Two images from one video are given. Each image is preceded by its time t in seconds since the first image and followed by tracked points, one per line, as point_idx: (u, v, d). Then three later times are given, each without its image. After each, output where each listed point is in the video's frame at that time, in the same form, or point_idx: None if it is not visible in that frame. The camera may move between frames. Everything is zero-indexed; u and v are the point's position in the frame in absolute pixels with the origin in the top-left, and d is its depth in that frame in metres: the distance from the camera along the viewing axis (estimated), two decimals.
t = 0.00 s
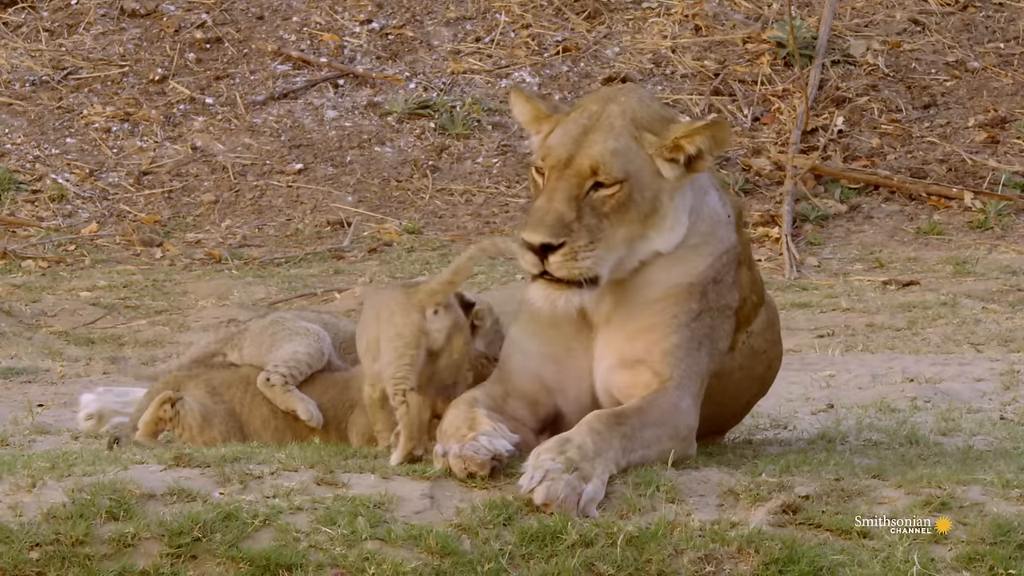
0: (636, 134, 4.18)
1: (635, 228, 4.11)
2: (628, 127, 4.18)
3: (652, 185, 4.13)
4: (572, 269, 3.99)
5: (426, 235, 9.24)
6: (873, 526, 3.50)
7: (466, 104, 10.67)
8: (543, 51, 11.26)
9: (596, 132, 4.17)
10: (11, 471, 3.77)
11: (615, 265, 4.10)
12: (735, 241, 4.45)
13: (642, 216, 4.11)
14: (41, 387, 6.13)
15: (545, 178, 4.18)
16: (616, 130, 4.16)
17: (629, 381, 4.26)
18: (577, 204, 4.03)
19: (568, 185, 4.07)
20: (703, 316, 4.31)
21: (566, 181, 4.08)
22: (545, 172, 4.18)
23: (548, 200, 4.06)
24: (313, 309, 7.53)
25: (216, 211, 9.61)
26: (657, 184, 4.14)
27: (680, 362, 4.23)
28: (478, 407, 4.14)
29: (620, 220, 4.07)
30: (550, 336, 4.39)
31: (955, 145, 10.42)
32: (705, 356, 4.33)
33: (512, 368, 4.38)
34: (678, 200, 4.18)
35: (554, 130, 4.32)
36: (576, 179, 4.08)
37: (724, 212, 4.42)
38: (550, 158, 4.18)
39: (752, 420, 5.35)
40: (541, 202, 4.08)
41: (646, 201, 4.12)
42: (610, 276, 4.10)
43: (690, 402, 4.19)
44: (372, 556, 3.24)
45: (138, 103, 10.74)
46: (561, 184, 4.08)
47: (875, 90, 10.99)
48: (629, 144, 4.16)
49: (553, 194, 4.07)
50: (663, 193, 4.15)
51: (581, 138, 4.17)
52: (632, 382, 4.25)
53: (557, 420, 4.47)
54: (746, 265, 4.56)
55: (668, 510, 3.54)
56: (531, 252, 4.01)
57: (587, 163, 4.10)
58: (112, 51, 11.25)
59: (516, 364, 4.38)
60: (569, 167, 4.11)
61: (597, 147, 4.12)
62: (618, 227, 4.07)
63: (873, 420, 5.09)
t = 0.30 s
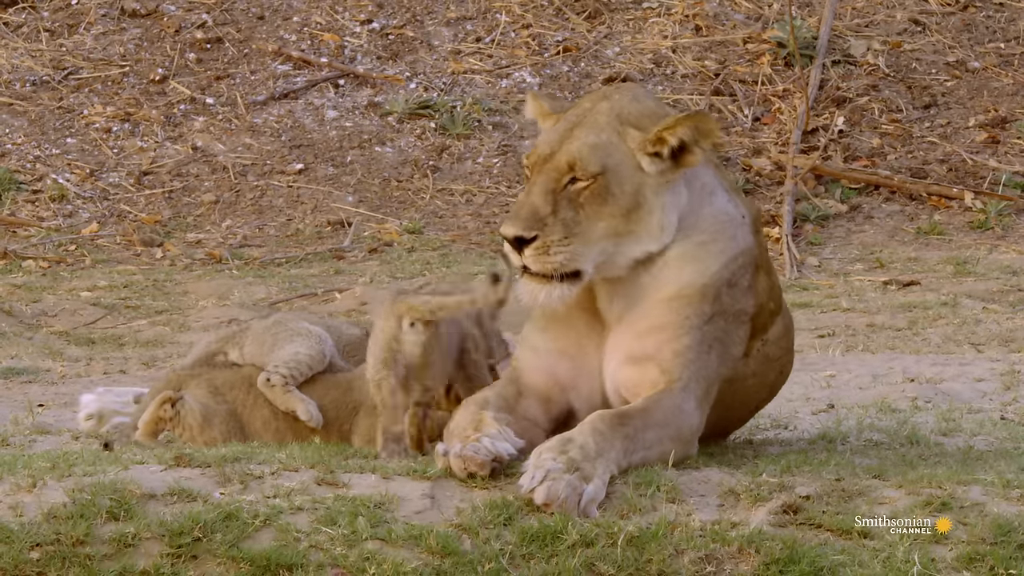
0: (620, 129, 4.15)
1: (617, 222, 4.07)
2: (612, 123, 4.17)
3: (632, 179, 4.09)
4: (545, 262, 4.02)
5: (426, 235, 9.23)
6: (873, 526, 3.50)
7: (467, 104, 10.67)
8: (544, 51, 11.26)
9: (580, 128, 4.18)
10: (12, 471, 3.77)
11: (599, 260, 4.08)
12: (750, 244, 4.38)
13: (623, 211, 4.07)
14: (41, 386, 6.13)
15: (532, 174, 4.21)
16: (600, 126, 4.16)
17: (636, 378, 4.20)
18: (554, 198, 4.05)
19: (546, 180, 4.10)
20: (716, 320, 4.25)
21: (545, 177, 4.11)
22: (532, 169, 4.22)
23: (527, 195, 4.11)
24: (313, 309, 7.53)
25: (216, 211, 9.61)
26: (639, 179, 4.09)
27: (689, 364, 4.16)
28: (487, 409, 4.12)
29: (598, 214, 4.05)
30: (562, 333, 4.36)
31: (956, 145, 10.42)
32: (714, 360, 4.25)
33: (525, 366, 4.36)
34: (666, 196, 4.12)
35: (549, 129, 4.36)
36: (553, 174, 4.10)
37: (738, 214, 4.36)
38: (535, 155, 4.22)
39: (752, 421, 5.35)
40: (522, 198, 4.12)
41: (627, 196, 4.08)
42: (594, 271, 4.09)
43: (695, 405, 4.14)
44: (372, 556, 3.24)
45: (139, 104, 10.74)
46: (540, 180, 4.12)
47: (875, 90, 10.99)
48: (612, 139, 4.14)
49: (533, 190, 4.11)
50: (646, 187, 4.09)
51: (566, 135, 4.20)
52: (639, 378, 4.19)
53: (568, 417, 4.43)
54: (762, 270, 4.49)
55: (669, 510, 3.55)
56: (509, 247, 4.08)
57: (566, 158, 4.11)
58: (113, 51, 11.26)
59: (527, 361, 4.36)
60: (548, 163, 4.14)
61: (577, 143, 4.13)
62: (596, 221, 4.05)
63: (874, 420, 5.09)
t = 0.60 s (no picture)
0: (631, 128, 4.11)
1: (624, 222, 4.04)
2: (624, 121, 4.13)
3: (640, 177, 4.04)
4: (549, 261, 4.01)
5: (427, 235, 9.23)
6: (874, 526, 3.50)
7: (467, 104, 10.66)
8: (545, 50, 11.27)
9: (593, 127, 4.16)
10: (13, 470, 3.77)
11: (606, 259, 4.04)
12: (773, 251, 4.31)
13: (629, 209, 4.03)
14: (42, 386, 6.13)
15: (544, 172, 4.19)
16: (610, 125, 4.13)
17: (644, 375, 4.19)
18: (559, 195, 4.04)
19: (553, 177, 4.08)
20: (731, 329, 4.20)
21: (553, 174, 4.10)
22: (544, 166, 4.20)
23: (536, 191, 4.09)
24: (314, 310, 7.54)
25: (217, 211, 9.61)
26: (647, 178, 4.05)
27: (698, 370, 4.14)
28: (500, 412, 4.14)
29: (604, 212, 4.02)
30: (581, 329, 4.35)
31: (956, 144, 10.42)
32: (725, 366, 4.23)
33: (540, 362, 4.37)
34: (676, 196, 4.07)
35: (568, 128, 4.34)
36: (560, 171, 4.09)
37: (761, 219, 4.30)
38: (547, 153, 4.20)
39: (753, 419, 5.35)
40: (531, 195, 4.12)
41: (634, 195, 4.03)
42: (600, 269, 4.05)
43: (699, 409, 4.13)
44: (373, 555, 3.24)
45: (140, 103, 10.74)
46: (548, 177, 4.11)
47: (876, 90, 10.99)
48: (621, 137, 4.10)
49: (541, 186, 4.09)
50: (654, 186, 4.04)
51: (577, 134, 4.18)
52: (649, 375, 4.18)
53: (583, 412, 4.44)
54: (785, 280, 4.42)
55: (670, 510, 3.55)
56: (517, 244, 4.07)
57: (574, 155, 4.09)
58: (114, 51, 11.27)
59: (542, 356, 4.37)
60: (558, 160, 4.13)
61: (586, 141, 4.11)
62: (602, 219, 4.02)
63: (875, 419, 5.08)
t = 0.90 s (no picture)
0: (675, 131, 4.06)
1: (660, 225, 4.02)
2: (669, 125, 4.09)
3: (679, 183, 4.01)
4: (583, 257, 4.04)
5: (427, 235, 9.22)
6: (874, 526, 3.50)
7: (467, 104, 10.65)
8: (544, 50, 11.27)
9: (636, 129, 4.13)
10: (13, 470, 3.77)
11: (638, 260, 4.05)
12: (808, 272, 4.28)
13: (665, 213, 4.01)
14: (42, 386, 6.12)
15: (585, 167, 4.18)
16: (653, 128, 4.10)
17: (660, 374, 4.19)
18: (597, 193, 4.04)
19: (592, 176, 4.07)
20: (753, 345, 4.19)
21: (593, 173, 4.08)
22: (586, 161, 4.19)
23: (575, 185, 4.09)
24: (315, 310, 7.53)
25: (217, 211, 9.61)
26: (685, 185, 4.01)
27: (713, 379, 4.15)
28: (518, 419, 4.18)
29: (639, 214, 4.01)
30: (606, 328, 4.33)
31: (956, 144, 10.42)
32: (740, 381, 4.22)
33: (563, 358, 4.38)
34: (712, 205, 4.03)
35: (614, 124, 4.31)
36: (601, 170, 4.07)
37: (798, 238, 4.25)
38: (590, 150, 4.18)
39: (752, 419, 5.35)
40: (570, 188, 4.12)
41: (670, 200, 4.01)
42: (631, 270, 4.06)
43: (706, 415, 4.14)
44: (373, 555, 3.25)
45: (140, 103, 10.74)
46: (588, 174, 4.10)
47: (876, 90, 10.99)
48: (663, 141, 4.06)
49: (580, 182, 4.09)
50: (692, 194, 4.01)
51: (622, 133, 4.15)
52: (666, 375, 4.18)
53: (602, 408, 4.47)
54: (814, 304, 4.41)
55: (670, 509, 3.55)
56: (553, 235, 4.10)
57: (616, 153, 4.08)
58: (113, 50, 11.27)
59: (563, 354, 4.38)
60: (599, 158, 4.11)
61: (629, 141, 4.09)
62: (637, 221, 4.02)
63: (874, 419, 5.08)
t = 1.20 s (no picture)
0: (781, 173, 3.99)
1: (747, 260, 4.02)
2: (776, 164, 4.01)
3: (775, 224, 3.97)
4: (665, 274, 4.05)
5: (425, 233, 9.21)
6: (872, 525, 3.50)
7: (466, 102, 10.64)
8: (543, 49, 11.28)
9: (741, 159, 4.03)
10: (12, 469, 3.77)
11: (715, 286, 4.06)
12: (863, 329, 4.29)
13: (756, 248, 4.00)
14: (41, 384, 6.12)
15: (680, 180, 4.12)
16: (758, 163, 4.01)
17: (687, 377, 4.22)
18: (694, 216, 3.97)
19: (689, 198, 4.00)
20: (784, 386, 4.22)
21: (689, 194, 4.01)
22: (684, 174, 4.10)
23: (670, 202, 4.04)
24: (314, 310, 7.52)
25: (215, 209, 9.60)
26: (781, 227, 3.98)
27: (736, 402, 4.15)
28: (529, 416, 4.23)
29: (732, 246, 3.99)
30: (654, 331, 4.41)
31: (955, 143, 10.42)
32: (763, 412, 4.23)
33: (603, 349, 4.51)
34: (799, 250, 4.03)
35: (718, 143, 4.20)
36: (698, 195, 4.00)
37: (863, 294, 4.27)
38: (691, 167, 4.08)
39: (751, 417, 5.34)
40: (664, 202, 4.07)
41: (764, 238, 3.99)
42: (707, 293, 4.09)
43: (716, 431, 4.13)
44: (371, 554, 3.25)
45: (138, 102, 10.75)
46: (682, 195, 4.03)
47: (874, 88, 10.99)
48: (767, 181, 3.98)
49: (676, 199, 4.03)
50: (786, 236, 3.99)
51: (727, 158, 4.05)
52: (692, 383, 4.20)
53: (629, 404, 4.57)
54: (855, 359, 4.41)
55: (668, 508, 3.56)
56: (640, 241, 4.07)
57: (720, 181, 3.99)
58: (112, 49, 11.29)
59: (604, 345, 4.51)
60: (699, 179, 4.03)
61: (733, 171, 4.00)
62: (727, 253, 4.00)
63: (873, 418, 5.08)
